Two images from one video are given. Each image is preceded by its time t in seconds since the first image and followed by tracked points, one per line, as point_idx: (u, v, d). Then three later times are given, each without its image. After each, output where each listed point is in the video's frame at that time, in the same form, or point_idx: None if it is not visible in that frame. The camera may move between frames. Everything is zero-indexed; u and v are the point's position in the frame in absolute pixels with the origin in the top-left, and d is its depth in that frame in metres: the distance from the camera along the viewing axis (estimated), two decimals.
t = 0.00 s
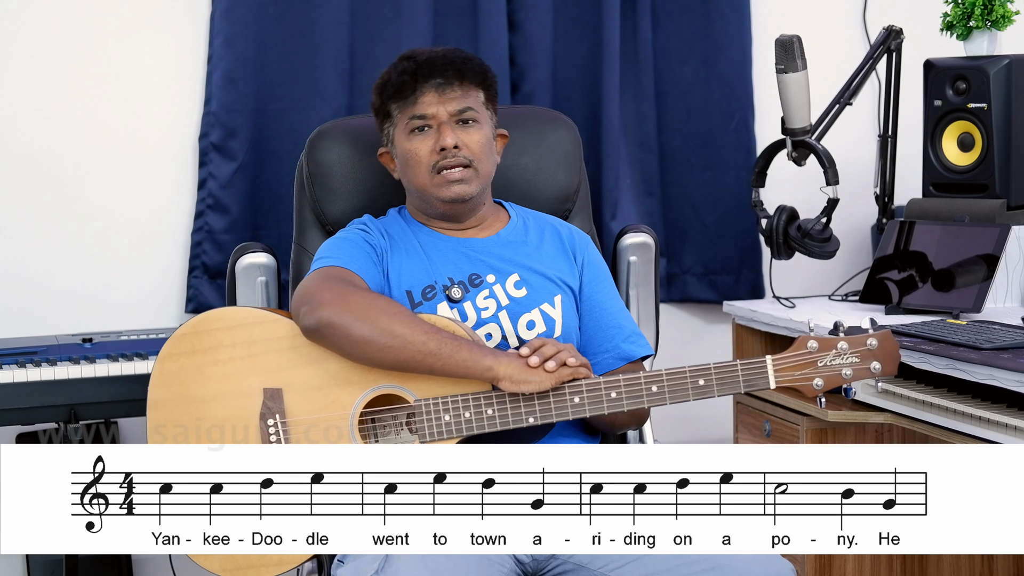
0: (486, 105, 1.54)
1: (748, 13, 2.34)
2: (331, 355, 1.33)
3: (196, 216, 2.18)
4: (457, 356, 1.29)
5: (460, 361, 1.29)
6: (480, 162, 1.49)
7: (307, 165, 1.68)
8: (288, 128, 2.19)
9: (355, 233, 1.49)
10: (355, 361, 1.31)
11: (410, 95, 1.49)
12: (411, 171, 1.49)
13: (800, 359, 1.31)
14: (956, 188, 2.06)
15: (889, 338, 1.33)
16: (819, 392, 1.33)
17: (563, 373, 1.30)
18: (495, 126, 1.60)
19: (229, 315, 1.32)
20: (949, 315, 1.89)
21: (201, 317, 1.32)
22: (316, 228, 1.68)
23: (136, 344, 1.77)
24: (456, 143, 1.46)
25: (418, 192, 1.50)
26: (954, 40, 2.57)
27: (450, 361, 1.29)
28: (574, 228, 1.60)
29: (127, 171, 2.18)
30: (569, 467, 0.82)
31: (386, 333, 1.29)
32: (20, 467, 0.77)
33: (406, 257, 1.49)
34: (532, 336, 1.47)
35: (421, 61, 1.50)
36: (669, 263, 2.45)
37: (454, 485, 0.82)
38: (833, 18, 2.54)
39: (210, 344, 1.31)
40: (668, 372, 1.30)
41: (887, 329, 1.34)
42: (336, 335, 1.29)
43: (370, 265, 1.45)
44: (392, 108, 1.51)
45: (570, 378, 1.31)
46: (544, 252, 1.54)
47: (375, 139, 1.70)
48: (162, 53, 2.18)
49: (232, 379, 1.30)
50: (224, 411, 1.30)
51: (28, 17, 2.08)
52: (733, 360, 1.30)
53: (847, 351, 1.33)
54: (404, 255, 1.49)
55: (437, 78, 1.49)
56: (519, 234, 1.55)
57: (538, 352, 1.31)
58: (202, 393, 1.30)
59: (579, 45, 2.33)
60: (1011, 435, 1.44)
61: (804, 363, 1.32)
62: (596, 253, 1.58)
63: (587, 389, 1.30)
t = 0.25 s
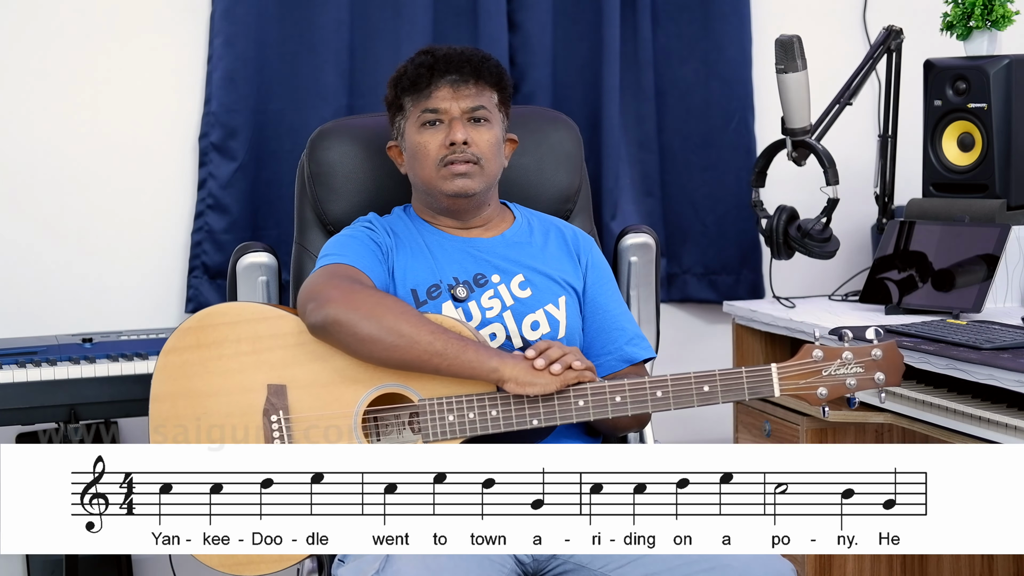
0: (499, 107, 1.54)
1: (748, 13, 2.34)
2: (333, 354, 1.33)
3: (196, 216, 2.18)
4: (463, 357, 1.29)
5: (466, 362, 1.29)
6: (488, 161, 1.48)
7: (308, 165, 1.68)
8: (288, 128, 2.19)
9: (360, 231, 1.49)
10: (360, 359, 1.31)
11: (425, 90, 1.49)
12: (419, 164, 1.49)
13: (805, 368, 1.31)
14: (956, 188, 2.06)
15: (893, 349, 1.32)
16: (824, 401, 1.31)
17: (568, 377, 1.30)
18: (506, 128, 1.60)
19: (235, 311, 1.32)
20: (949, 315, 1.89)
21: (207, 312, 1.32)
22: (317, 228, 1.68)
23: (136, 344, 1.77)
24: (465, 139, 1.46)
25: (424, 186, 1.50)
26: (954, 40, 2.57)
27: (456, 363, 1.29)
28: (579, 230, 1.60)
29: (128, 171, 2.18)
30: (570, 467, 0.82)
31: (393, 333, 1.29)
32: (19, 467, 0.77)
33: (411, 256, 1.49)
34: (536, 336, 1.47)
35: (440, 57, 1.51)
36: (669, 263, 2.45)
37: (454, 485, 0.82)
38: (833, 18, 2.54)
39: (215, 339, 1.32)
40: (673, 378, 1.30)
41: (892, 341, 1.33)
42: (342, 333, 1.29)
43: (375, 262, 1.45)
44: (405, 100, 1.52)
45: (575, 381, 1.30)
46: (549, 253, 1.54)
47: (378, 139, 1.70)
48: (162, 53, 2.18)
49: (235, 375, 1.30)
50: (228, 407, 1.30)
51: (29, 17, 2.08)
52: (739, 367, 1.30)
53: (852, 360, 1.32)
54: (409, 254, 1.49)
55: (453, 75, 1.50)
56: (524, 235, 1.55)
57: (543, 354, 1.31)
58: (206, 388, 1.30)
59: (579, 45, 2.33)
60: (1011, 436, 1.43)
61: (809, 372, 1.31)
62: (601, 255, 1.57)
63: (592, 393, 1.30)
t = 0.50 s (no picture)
0: (500, 110, 1.54)
1: (748, 13, 2.34)
2: (332, 354, 1.33)
3: (196, 216, 2.18)
4: (462, 356, 1.29)
5: (465, 362, 1.29)
6: (489, 166, 1.49)
7: (308, 165, 1.68)
8: (288, 129, 2.19)
9: (360, 232, 1.49)
10: (360, 359, 1.31)
11: (427, 93, 1.49)
12: (420, 168, 1.49)
13: (804, 366, 1.31)
14: (956, 188, 2.06)
15: (893, 347, 1.32)
16: (822, 399, 1.31)
17: (567, 376, 1.30)
18: (506, 130, 1.60)
19: (235, 311, 1.32)
20: (949, 315, 1.89)
21: (206, 312, 1.32)
22: (317, 228, 1.68)
23: (136, 344, 1.77)
24: (467, 145, 1.46)
25: (424, 189, 1.50)
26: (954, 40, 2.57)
27: (455, 362, 1.29)
28: (578, 230, 1.60)
29: (127, 171, 2.18)
30: (569, 467, 0.82)
31: (393, 333, 1.29)
32: (19, 467, 0.77)
33: (410, 256, 1.49)
34: (536, 337, 1.47)
35: (442, 59, 1.50)
36: (670, 263, 2.45)
37: (454, 485, 0.82)
38: (833, 19, 2.54)
39: (214, 340, 1.32)
40: (672, 376, 1.30)
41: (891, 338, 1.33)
42: (342, 334, 1.29)
43: (374, 263, 1.45)
44: (407, 102, 1.51)
45: (574, 381, 1.30)
46: (548, 253, 1.54)
47: (378, 139, 1.70)
48: (161, 53, 2.18)
49: (235, 375, 1.30)
50: (227, 407, 1.30)
51: (29, 17, 2.08)
52: (738, 365, 1.30)
53: (851, 358, 1.32)
54: (409, 254, 1.49)
55: (456, 78, 1.49)
56: (524, 235, 1.55)
57: (542, 353, 1.31)
58: (206, 389, 1.30)
59: (579, 45, 2.33)
60: (1011, 436, 1.44)
61: (809, 370, 1.31)
62: (600, 255, 1.57)
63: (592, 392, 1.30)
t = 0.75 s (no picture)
0: (498, 113, 1.54)
1: (749, 13, 2.34)
2: (331, 355, 1.33)
3: (196, 216, 2.18)
4: (458, 355, 1.29)
5: (461, 360, 1.29)
6: (486, 171, 1.49)
7: (307, 166, 1.68)
8: (288, 129, 2.19)
9: (356, 234, 1.49)
10: (356, 360, 1.31)
11: (425, 96, 1.48)
12: (416, 170, 1.49)
13: (800, 357, 1.31)
14: (956, 188, 2.06)
15: (889, 337, 1.33)
16: (819, 390, 1.33)
17: (563, 373, 1.30)
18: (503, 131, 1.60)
19: (229, 315, 1.32)
20: (949, 315, 1.89)
21: (201, 318, 1.32)
22: (316, 228, 1.68)
23: (136, 344, 1.77)
24: (465, 150, 1.46)
25: (421, 191, 1.50)
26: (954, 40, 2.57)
27: (450, 361, 1.29)
28: (574, 229, 1.60)
29: (127, 171, 2.18)
30: (569, 467, 0.82)
31: (387, 333, 1.29)
32: (19, 467, 0.77)
33: (406, 258, 1.49)
34: (533, 337, 1.47)
35: (441, 62, 1.49)
36: (670, 263, 2.45)
37: (454, 485, 0.82)
38: (833, 19, 2.54)
39: (210, 344, 1.31)
40: (668, 371, 1.30)
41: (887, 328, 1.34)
42: (336, 335, 1.29)
43: (370, 265, 1.45)
44: (404, 103, 1.51)
45: (570, 377, 1.30)
46: (544, 253, 1.54)
47: (376, 139, 1.70)
48: (161, 53, 2.18)
49: (231, 379, 1.30)
50: (225, 411, 1.29)
51: (29, 17, 2.08)
52: (733, 358, 1.30)
53: (847, 348, 1.33)
54: (405, 256, 1.49)
55: (455, 82, 1.49)
56: (519, 235, 1.55)
57: (537, 351, 1.31)
58: (203, 393, 1.30)
59: (579, 45, 2.33)
60: (1011, 436, 1.44)
61: (805, 361, 1.32)
62: (596, 253, 1.58)
63: (587, 388, 1.30)
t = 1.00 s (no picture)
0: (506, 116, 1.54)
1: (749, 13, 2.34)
2: (330, 355, 1.33)
3: (196, 216, 2.18)
4: (455, 355, 1.29)
5: (459, 360, 1.29)
6: (491, 170, 1.49)
7: (307, 165, 1.68)
8: (288, 129, 2.19)
9: (353, 235, 1.49)
10: (354, 361, 1.31)
11: (438, 90, 1.48)
12: (422, 163, 1.49)
13: (798, 353, 1.32)
14: (956, 188, 2.06)
15: (886, 332, 1.34)
16: (817, 386, 1.32)
17: (560, 371, 1.29)
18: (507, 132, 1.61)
19: (227, 318, 1.32)
20: (948, 315, 1.89)
21: (198, 320, 1.32)
22: (316, 228, 1.68)
23: (136, 344, 1.77)
24: (473, 147, 1.46)
25: (423, 185, 1.50)
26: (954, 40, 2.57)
27: (448, 361, 1.29)
28: (571, 228, 1.60)
29: (127, 171, 2.18)
30: (569, 467, 0.82)
31: (384, 333, 1.29)
32: (20, 467, 0.77)
33: (403, 259, 1.49)
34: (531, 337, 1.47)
35: (457, 59, 1.50)
36: (669, 263, 2.45)
37: (454, 485, 0.82)
38: (833, 19, 2.54)
39: (208, 346, 1.32)
40: (666, 369, 1.30)
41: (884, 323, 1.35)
42: (334, 336, 1.29)
43: (368, 266, 1.45)
44: (414, 96, 1.50)
45: (568, 376, 1.30)
46: (542, 253, 1.54)
47: (375, 140, 1.70)
48: (161, 53, 2.18)
49: (229, 381, 1.30)
50: (223, 413, 1.29)
51: (29, 16, 2.08)
52: (731, 355, 1.30)
53: (844, 344, 1.33)
54: (402, 257, 1.49)
55: (468, 80, 1.49)
56: (517, 235, 1.55)
57: (535, 350, 1.31)
58: (201, 395, 1.30)
59: (579, 45, 2.33)
60: (1011, 435, 1.44)
61: (803, 358, 1.32)
62: (593, 252, 1.58)
63: (586, 387, 1.30)
